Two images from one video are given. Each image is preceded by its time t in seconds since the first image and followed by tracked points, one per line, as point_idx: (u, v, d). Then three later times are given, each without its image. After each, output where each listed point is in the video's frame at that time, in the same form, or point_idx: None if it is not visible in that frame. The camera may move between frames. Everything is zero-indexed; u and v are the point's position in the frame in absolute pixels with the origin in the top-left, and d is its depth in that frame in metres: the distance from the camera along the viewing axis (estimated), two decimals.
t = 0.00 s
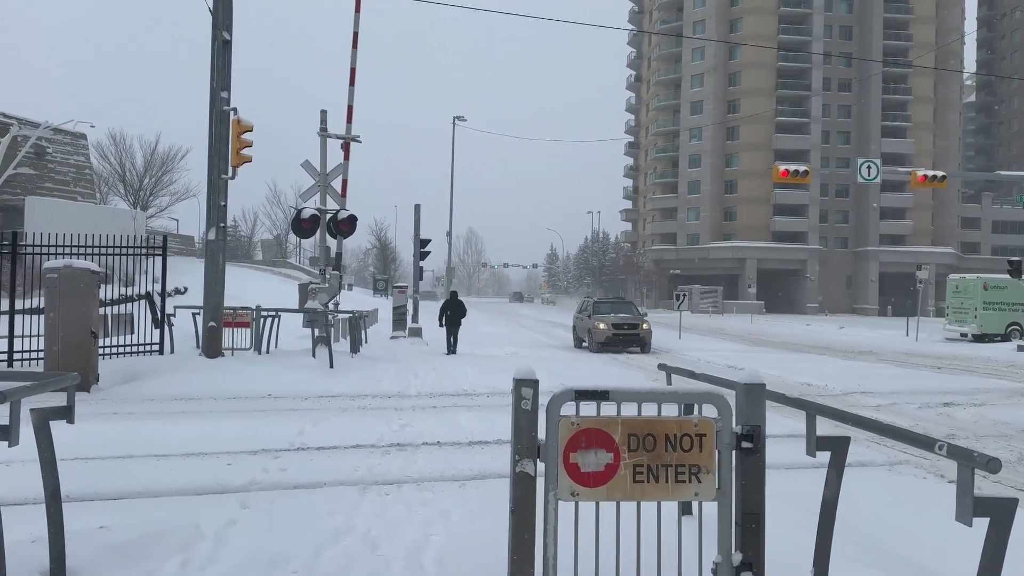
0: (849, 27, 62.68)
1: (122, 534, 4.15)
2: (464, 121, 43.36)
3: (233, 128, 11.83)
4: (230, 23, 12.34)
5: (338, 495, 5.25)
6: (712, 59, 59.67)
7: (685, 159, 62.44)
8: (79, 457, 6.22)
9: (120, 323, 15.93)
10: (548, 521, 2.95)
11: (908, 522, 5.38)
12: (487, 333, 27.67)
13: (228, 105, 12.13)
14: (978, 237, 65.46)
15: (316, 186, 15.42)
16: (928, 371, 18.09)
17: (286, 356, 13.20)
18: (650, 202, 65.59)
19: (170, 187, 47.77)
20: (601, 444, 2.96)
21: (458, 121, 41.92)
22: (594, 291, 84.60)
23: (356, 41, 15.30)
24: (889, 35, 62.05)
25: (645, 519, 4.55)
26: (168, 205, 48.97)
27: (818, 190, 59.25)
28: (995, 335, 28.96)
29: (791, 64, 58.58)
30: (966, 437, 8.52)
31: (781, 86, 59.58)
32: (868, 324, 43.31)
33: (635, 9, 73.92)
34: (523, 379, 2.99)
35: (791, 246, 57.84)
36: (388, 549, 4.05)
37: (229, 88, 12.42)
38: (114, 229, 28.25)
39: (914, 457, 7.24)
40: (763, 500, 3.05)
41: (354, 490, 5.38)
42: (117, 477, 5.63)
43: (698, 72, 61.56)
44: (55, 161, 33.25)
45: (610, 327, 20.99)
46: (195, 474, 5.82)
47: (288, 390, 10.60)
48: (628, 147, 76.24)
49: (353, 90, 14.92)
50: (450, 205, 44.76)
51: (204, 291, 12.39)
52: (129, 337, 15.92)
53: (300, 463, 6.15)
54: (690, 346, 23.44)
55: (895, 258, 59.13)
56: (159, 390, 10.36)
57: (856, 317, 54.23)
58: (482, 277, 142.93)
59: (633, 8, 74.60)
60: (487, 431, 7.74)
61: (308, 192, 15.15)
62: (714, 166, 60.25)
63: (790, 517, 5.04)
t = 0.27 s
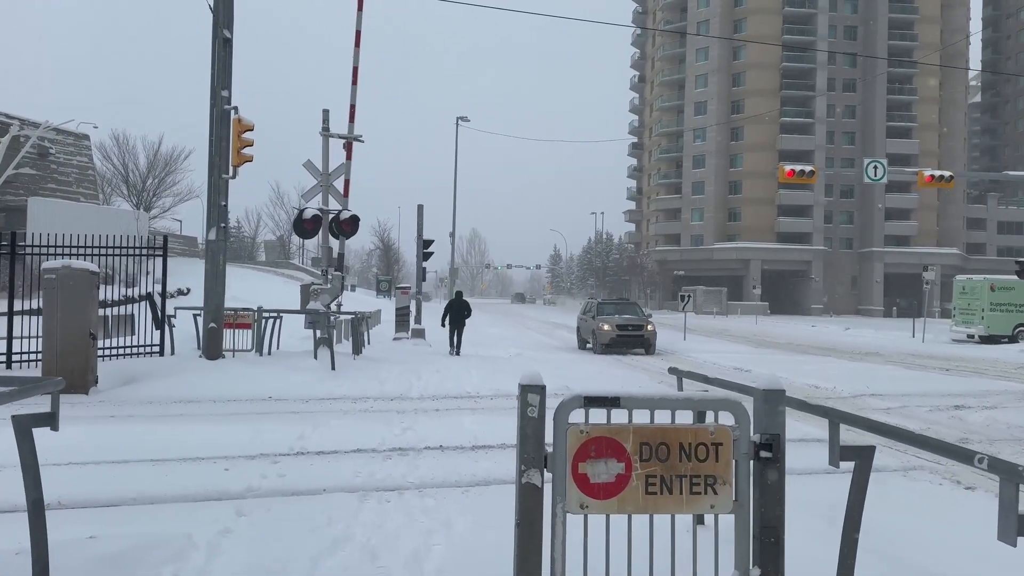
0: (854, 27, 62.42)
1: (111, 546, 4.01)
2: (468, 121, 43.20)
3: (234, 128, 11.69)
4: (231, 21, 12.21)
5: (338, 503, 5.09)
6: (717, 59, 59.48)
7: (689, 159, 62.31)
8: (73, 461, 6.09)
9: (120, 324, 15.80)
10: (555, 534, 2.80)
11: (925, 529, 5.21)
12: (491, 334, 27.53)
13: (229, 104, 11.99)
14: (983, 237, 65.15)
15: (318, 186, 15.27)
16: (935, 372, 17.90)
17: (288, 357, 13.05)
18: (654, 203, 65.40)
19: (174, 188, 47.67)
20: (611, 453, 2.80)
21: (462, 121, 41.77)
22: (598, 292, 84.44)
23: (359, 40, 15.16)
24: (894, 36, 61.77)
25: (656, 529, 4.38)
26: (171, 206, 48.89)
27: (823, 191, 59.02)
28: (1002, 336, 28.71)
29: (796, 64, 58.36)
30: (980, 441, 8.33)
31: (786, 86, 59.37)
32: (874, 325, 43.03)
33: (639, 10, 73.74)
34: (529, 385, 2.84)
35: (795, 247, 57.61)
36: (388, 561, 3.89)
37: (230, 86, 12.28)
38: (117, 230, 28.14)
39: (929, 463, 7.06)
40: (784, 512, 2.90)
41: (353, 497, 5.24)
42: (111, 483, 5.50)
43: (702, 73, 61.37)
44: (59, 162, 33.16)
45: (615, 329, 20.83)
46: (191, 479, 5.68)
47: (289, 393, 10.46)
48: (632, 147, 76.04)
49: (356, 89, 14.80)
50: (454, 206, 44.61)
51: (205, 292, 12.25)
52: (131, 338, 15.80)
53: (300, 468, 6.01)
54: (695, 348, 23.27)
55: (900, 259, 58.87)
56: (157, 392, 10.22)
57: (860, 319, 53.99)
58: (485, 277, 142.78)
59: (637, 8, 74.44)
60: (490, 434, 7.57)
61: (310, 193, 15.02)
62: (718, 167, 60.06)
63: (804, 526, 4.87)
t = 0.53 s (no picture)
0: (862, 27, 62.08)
1: (102, 562, 3.86)
2: (474, 122, 43.00)
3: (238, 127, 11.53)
4: (235, 20, 12.09)
5: (341, 512, 4.94)
6: (723, 59, 59.23)
7: (696, 160, 62.05)
8: (73, 467, 5.96)
9: (125, 326, 15.71)
10: (570, 552, 2.63)
11: (949, 538, 5.03)
12: (497, 336, 27.37)
13: (233, 104, 11.85)
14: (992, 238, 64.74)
15: (324, 187, 15.14)
16: (948, 375, 17.63)
17: (293, 360, 12.91)
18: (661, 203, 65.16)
19: (180, 189, 47.66)
20: (632, 465, 2.63)
21: (467, 122, 41.63)
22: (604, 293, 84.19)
23: (365, 39, 15.02)
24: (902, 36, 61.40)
25: (674, 543, 4.21)
26: (178, 207, 48.87)
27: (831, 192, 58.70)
28: (1014, 338, 28.39)
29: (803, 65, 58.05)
30: (1001, 447, 8.11)
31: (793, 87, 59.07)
32: (883, 326, 42.73)
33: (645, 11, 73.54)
34: (544, 393, 2.67)
35: (803, 248, 57.29)
36: None
37: (234, 86, 12.14)
38: (123, 231, 28.08)
39: (950, 470, 6.86)
40: (815, 530, 2.72)
41: (358, 506, 5.08)
42: (110, 491, 5.36)
43: (709, 73, 61.11)
44: (65, 163, 33.11)
45: (622, 330, 20.66)
46: (191, 486, 5.53)
47: (294, 395, 10.32)
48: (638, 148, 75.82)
49: (363, 90, 14.68)
50: (460, 207, 44.48)
51: (209, 293, 12.11)
52: (135, 340, 15.69)
53: (304, 475, 5.86)
54: (704, 350, 23.07)
55: (909, 260, 58.52)
56: (161, 396, 10.07)
57: (868, 320, 53.73)
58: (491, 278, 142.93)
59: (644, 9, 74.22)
60: (499, 439, 7.40)
61: (316, 193, 14.88)
62: (725, 168, 59.80)
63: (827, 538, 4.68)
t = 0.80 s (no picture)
0: (873, 26, 61.65)
1: (108, 567, 3.73)
2: (483, 121, 42.81)
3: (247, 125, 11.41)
4: (244, 16, 11.97)
5: (354, 514, 4.80)
6: (733, 59, 58.91)
7: (705, 160, 61.75)
8: (79, 468, 5.84)
9: (134, 325, 15.63)
10: (600, 561, 2.48)
11: (982, 542, 4.86)
12: (507, 336, 27.20)
13: (243, 101, 11.73)
14: (1005, 238, 64.19)
15: (334, 185, 15.03)
16: (964, 376, 17.37)
17: (302, 359, 12.80)
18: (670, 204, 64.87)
19: (190, 190, 47.68)
20: (666, 469, 2.48)
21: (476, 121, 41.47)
22: (613, 293, 83.95)
23: (375, 36, 14.89)
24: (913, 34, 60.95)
25: (699, 550, 4.06)
26: (187, 207, 48.88)
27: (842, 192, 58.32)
28: None
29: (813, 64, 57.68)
30: None
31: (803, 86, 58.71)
32: (895, 327, 42.37)
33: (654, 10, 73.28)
34: (570, 389, 2.53)
35: (813, 248, 56.92)
36: None
37: (243, 83, 12.03)
38: (133, 232, 28.02)
39: (977, 471, 6.67)
40: (861, 536, 2.57)
41: (371, 508, 4.94)
42: (117, 492, 5.23)
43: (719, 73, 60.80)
44: (75, 163, 33.10)
45: (633, 331, 20.48)
46: (200, 488, 5.40)
47: (304, 395, 10.19)
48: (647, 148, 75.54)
49: (372, 87, 14.56)
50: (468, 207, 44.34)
51: (218, 293, 12.00)
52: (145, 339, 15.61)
53: (315, 476, 5.73)
54: (716, 350, 22.85)
55: (920, 260, 58.08)
56: (169, 396, 9.96)
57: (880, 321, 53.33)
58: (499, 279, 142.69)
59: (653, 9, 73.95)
60: (513, 439, 7.26)
61: (325, 192, 14.77)
62: (735, 167, 59.47)
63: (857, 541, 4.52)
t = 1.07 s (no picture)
0: (885, 24, 61.11)
1: None
2: (493, 121, 42.60)
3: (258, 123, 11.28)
4: (254, 14, 11.85)
5: (368, 523, 4.65)
6: (744, 58, 58.58)
7: (716, 159, 61.40)
8: (86, 473, 5.72)
9: (144, 326, 15.55)
10: None
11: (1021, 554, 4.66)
12: (518, 337, 27.04)
13: (253, 99, 11.60)
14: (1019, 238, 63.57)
15: (344, 185, 14.89)
16: (983, 377, 17.10)
17: (313, 360, 12.66)
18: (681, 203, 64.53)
19: (200, 190, 47.72)
20: (708, 485, 2.32)
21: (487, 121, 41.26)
22: (623, 294, 83.67)
23: (385, 35, 14.75)
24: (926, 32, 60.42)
25: (728, 565, 3.88)
26: (197, 207, 48.90)
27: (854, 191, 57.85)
28: None
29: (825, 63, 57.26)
30: None
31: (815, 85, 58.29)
32: (910, 327, 42.00)
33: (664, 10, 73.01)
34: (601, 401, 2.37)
35: (826, 248, 56.50)
36: None
37: (253, 81, 11.90)
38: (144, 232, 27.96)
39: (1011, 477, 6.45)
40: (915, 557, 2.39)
41: (385, 516, 4.79)
42: (125, 500, 5.10)
43: (730, 72, 60.47)
44: (86, 164, 33.08)
45: (646, 331, 20.28)
46: (209, 494, 5.26)
47: (315, 397, 10.05)
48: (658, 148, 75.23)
49: (383, 86, 14.43)
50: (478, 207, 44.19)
51: (228, 294, 11.88)
52: (155, 340, 15.52)
53: (329, 482, 5.58)
54: (729, 351, 22.60)
55: (934, 260, 57.56)
56: (178, 398, 9.84)
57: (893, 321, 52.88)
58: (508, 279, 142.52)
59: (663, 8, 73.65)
60: (529, 444, 7.08)
61: (336, 191, 14.63)
62: (746, 167, 59.10)
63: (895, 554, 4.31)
